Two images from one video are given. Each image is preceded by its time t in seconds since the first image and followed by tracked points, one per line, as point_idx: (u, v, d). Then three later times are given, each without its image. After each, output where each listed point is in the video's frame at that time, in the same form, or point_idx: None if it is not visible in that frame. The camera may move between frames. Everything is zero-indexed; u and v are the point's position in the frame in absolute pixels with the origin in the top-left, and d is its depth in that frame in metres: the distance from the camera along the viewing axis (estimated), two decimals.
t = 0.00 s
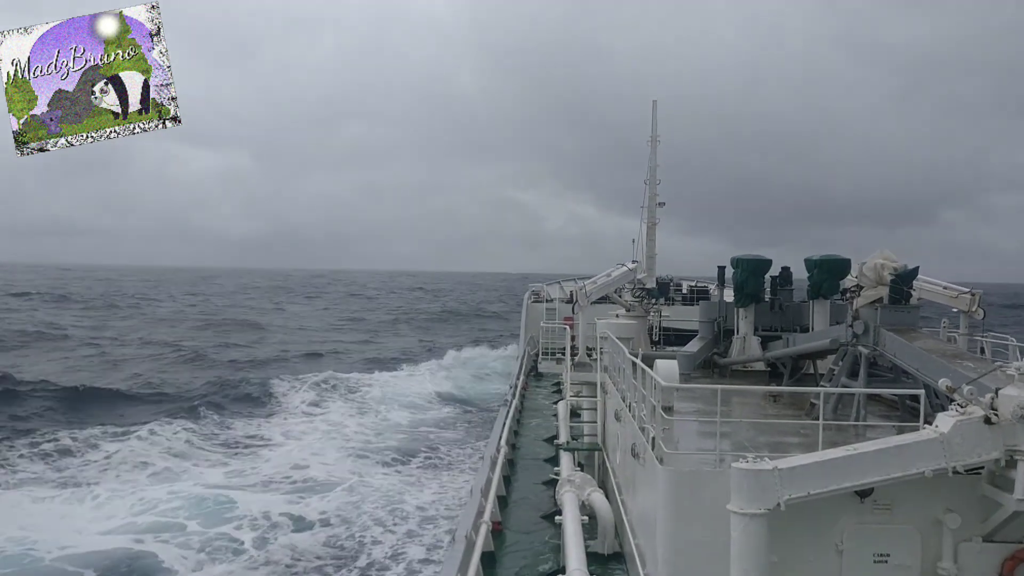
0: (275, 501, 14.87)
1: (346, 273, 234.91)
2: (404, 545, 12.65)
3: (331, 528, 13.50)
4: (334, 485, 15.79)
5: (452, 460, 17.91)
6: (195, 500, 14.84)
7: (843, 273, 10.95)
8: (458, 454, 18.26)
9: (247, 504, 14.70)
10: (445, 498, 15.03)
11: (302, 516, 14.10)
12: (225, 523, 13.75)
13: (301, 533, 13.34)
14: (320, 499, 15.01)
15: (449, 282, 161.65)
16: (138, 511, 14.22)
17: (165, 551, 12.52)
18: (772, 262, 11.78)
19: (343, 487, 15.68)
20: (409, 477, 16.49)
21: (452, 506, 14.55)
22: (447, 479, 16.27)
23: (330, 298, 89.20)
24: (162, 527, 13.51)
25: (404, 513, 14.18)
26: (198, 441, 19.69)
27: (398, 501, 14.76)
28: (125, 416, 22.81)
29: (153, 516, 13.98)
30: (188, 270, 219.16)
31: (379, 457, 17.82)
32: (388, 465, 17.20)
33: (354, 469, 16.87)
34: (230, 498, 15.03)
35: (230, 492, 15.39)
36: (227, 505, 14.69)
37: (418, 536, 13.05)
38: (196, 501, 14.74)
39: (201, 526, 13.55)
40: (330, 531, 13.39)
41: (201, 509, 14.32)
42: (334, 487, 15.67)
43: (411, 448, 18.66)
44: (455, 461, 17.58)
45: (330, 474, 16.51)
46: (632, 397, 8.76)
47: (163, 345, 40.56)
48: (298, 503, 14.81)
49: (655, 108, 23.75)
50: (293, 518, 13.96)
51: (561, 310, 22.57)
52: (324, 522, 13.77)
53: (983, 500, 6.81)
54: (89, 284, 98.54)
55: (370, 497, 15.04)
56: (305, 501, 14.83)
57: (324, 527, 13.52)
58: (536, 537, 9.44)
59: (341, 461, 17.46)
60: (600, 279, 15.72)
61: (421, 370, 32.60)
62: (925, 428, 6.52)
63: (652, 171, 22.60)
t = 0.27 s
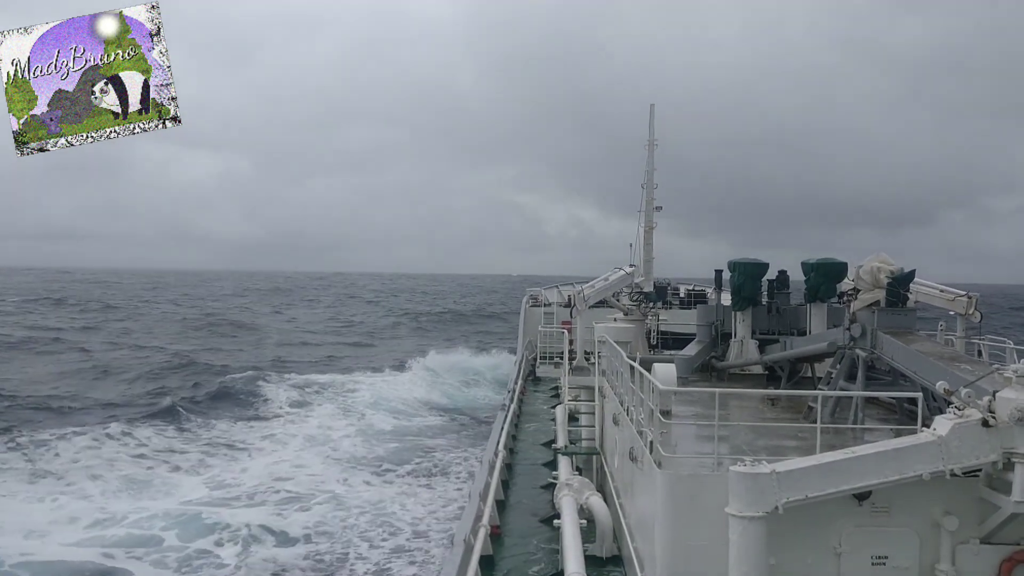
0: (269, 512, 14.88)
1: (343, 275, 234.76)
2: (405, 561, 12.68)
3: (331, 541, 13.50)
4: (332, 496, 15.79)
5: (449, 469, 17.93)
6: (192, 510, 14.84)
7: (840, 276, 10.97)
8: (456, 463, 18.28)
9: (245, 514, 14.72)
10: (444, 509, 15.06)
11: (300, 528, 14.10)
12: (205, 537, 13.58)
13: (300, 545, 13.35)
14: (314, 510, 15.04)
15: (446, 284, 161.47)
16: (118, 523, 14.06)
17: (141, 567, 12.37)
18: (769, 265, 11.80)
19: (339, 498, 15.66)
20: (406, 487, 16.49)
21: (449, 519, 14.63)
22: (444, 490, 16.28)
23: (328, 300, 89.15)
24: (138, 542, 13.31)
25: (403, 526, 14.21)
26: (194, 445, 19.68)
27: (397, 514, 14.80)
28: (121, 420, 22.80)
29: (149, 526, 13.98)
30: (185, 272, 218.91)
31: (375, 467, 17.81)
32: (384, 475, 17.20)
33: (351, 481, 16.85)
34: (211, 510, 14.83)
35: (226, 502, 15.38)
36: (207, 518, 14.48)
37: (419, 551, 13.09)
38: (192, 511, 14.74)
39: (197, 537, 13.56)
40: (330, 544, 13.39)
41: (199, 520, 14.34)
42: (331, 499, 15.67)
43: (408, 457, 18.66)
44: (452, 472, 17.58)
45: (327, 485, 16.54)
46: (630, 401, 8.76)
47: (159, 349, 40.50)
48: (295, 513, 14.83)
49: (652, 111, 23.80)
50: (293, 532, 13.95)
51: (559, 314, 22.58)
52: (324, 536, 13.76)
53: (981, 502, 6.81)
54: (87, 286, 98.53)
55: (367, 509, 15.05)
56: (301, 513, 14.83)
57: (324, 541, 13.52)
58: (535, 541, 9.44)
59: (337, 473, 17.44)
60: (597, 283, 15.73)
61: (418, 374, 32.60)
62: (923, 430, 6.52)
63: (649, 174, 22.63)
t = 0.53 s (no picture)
0: (266, 519, 14.87)
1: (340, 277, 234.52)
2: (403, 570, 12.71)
3: (329, 549, 13.50)
4: (330, 503, 15.83)
5: (445, 473, 17.92)
6: (188, 517, 14.82)
7: (835, 279, 11.01)
8: (451, 467, 18.24)
9: (241, 521, 14.70)
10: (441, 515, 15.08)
11: (296, 535, 14.09)
12: (181, 554, 13.09)
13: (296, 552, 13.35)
14: (309, 518, 15.03)
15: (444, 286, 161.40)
16: (92, 537, 13.68)
17: None
18: (765, 269, 11.83)
19: (337, 504, 15.68)
20: (402, 492, 16.48)
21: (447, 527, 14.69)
22: (441, 497, 16.29)
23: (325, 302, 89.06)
24: (105, 557, 12.91)
25: (401, 533, 14.23)
26: (189, 447, 19.65)
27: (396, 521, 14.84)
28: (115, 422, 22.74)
29: (147, 531, 13.99)
30: (182, 274, 218.62)
31: (373, 474, 17.83)
32: (381, 483, 17.23)
33: (349, 488, 16.89)
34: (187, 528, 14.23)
35: (223, 509, 15.38)
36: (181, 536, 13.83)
37: (417, 559, 13.11)
38: (190, 518, 14.75)
39: (196, 542, 13.58)
40: (328, 552, 13.41)
41: (198, 526, 14.37)
42: (329, 506, 15.70)
43: (405, 463, 18.68)
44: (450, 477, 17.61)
45: (325, 492, 16.59)
46: (627, 404, 8.77)
47: (156, 351, 40.43)
48: (291, 520, 14.82)
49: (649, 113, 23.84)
50: (290, 539, 13.96)
51: (556, 318, 22.59)
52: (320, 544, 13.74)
53: (977, 504, 6.82)
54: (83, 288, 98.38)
55: (363, 516, 15.08)
56: (298, 520, 14.88)
57: (321, 549, 13.53)
58: (532, 544, 9.45)
59: (335, 479, 17.48)
60: (594, 286, 15.76)
61: (415, 377, 32.57)
62: (919, 433, 6.54)
63: (646, 177, 22.66)
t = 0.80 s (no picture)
0: (264, 520, 14.84)
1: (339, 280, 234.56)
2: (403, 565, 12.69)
3: (327, 548, 13.48)
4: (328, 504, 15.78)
5: (444, 475, 17.91)
6: (186, 518, 14.79)
7: (832, 282, 11.02)
8: (451, 471, 18.26)
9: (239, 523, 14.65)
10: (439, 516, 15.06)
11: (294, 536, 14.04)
12: (152, 571, 12.41)
13: (295, 552, 13.33)
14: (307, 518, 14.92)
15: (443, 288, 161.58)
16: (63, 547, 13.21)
17: None
18: (762, 271, 11.85)
19: (336, 505, 15.69)
20: (400, 494, 16.46)
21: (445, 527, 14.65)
22: (440, 498, 16.26)
23: (323, 305, 89.03)
24: (67, 570, 12.30)
25: (399, 532, 14.20)
26: (186, 450, 19.60)
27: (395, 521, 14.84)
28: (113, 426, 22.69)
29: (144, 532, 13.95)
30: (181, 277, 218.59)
31: (371, 475, 17.80)
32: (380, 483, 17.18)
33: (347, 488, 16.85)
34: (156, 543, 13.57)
35: (221, 510, 15.33)
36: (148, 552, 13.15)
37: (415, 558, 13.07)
38: (188, 518, 14.73)
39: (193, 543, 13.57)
40: (326, 551, 13.36)
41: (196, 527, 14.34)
42: (328, 505, 15.67)
43: (403, 465, 18.65)
44: (449, 479, 17.61)
45: (323, 493, 16.50)
46: (625, 407, 8.77)
47: (154, 354, 40.39)
48: (288, 523, 14.75)
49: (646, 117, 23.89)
50: (289, 539, 13.90)
51: (554, 321, 22.60)
52: (320, 543, 13.74)
53: (976, 507, 6.82)
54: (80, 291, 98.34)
55: (362, 516, 15.05)
56: (297, 519, 14.84)
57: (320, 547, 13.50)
58: (531, 547, 9.47)
59: (335, 480, 17.50)
60: (592, 289, 15.77)
61: (413, 380, 32.57)
62: (917, 435, 6.53)
63: (643, 180, 22.69)
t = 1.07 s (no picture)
0: (262, 520, 14.84)
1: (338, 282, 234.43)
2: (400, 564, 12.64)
3: (323, 549, 13.42)
4: (326, 505, 15.79)
5: (441, 477, 17.90)
6: (185, 518, 14.79)
7: (830, 283, 11.05)
8: (448, 472, 18.26)
9: (237, 524, 14.62)
10: (437, 517, 15.05)
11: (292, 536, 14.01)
12: None
13: (293, 552, 13.31)
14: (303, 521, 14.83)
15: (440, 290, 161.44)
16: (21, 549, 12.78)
17: None
18: (760, 272, 11.88)
19: (333, 505, 15.70)
20: (396, 495, 16.45)
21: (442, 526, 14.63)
22: (437, 499, 16.24)
23: (321, 307, 88.97)
24: None
25: (397, 533, 14.19)
26: (181, 451, 19.55)
27: (391, 523, 14.82)
28: (108, 428, 22.63)
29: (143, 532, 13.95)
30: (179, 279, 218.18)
31: (369, 476, 17.79)
32: (379, 484, 17.16)
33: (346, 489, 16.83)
34: (134, 548, 13.18)
35: (219, 511, 15.30)
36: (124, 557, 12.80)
37: (413, 558, 13.06)
38: (187, 518, 14.72)
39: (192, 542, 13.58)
40: (323, 550, 13.34)
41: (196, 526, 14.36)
42: (325, 506, 15.64)
43: (401, 467, 18.66)
44: (447, 481, 17.60)
45: (321, 494, 16.48)
46: (622, 409, 8.78)
47: (151, 356, 40.34)
48: (268, 536, 14.04)
49: (643, 120, 23.95)
50: (288, 539, 13.87)
51: (551, 323, 22.62)
52: (315, 544, 13.65)
53: (972, 508, 6.84)
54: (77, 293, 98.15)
55: (360, 516, 15.03)
56: (293, 520, 14.79)
57: (317, 548, 13.44)
58: (528, 548, 9.49)
59: (332, 481, 17.46)
60: (589, 290, 15.80)
61: (411, 383, 32.58)
62: (914, 436, 6.55)
63: (641, 182, 22.73)
